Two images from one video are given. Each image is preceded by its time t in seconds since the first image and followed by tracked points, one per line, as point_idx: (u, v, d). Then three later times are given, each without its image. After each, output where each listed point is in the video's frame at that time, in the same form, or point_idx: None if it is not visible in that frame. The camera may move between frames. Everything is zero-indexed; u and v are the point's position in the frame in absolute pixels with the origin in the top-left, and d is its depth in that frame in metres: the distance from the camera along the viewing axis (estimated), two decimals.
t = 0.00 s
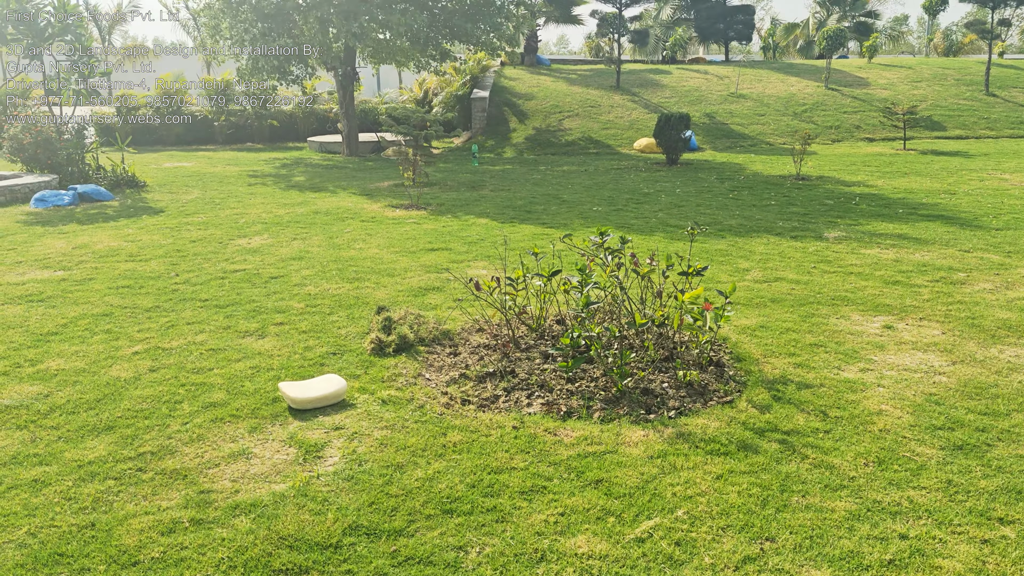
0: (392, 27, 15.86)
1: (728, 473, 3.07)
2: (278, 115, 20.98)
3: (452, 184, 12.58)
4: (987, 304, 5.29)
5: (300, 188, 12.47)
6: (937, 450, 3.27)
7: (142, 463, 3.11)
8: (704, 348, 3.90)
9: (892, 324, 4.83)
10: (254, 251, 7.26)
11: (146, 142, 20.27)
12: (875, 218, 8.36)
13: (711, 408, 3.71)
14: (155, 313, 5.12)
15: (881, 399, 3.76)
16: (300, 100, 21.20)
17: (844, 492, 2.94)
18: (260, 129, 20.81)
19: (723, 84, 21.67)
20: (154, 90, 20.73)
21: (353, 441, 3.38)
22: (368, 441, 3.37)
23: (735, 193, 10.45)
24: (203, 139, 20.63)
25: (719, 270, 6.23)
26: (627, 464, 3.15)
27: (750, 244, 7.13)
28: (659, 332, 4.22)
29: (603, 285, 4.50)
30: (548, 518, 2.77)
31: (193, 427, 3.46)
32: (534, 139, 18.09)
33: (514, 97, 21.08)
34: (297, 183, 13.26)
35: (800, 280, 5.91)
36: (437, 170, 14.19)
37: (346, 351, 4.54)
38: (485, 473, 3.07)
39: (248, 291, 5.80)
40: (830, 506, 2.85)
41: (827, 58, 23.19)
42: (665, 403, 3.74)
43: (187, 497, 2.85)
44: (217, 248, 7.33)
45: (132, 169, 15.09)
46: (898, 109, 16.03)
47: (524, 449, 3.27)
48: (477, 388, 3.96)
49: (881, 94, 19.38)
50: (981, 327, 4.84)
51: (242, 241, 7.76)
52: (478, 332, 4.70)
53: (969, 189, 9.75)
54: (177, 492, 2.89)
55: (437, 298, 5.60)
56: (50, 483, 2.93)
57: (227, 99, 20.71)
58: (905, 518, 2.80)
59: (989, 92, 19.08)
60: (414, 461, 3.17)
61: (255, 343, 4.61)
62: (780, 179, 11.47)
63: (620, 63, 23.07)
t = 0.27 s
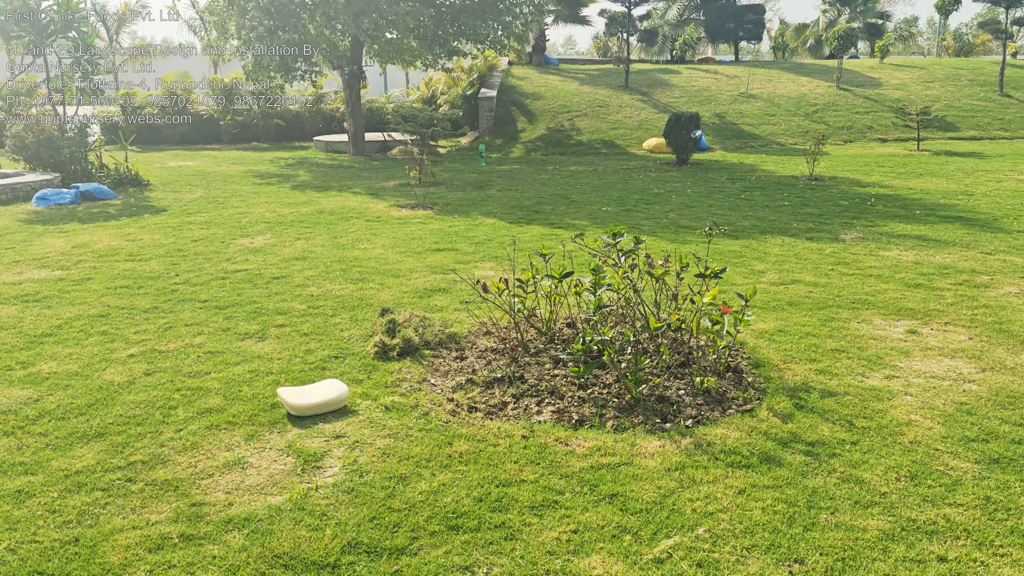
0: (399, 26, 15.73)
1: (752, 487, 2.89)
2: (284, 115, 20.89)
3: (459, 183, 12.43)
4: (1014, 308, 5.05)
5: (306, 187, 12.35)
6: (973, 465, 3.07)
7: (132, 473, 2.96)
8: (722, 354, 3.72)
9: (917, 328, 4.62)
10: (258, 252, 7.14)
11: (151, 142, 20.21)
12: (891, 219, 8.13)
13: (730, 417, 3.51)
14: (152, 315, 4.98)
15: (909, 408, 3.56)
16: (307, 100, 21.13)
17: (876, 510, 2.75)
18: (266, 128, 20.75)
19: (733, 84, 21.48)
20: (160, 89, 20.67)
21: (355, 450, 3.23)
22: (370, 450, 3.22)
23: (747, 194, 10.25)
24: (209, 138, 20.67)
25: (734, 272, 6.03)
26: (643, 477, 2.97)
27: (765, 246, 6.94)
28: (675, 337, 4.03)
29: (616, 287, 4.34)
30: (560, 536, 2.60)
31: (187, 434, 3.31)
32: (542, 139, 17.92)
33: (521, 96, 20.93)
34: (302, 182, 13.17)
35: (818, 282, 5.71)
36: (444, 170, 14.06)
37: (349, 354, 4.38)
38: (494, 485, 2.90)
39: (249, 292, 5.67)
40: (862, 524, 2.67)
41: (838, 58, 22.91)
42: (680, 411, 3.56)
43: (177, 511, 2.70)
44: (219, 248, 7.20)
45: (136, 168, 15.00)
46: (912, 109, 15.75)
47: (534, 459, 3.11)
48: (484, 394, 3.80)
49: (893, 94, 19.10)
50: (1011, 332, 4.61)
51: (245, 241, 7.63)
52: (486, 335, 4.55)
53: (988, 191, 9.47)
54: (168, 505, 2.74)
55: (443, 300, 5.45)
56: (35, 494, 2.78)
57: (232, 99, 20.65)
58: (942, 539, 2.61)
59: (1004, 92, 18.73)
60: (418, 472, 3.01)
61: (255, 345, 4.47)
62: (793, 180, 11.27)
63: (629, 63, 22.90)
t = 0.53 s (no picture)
0: (403, 25, 15.57)
1: (771, 513, 2.70)
2: (286, 114, 20.76)
3: (463, 184, 12.25)
4: None
5: (307, 188, 12.26)
6: (1008, 489, 2.84)
7: (111, 494, 2.83)
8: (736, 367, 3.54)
9: (939, 338, 4.37)
10: (256, 256, 7.05)
11: (154, 141, 20.12)
12: (904, 222, 7.90)
13: (746, 434, 3.32)
14: (143, 320, 4.88)
15: (935, 425, 3.33)
16: (310, 99, 21.01)
17: (905, 540, 2.55)
18: (269, 128, 20.64)
19: (740, 83, 21.28)
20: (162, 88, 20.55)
21: (349, 469, 3.08)
22: (365, 470, 3.07)
23: (756, 196, 10.06)
24: (212, 138, 20.62)
25: (745, 278, 5.81)
26: (654, 501, 2.80)
27: (775, 250, 6.75)
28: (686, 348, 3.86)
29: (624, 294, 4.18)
30: (565, 567, 2.43)
31: (173, 452, 3.18)
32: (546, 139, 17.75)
33: (526, 96, 20.77)
34: (304, 182, 13.09)
35: (833, 288, 5.50)
36: (447, 170, 13.92)
37: (345, 364, 4.28)
38: (495, 510, 2.74)
39: (244, 296, 5.57)
40: (890, 557, 2.47)
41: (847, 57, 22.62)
42: (693, 428, 3.38)
43: (156, 538, 2.57)
44: (216, 253, 7.08)
45: (136, 168, 14.89)
46: (922, 110, 15.47)
47: (538, 481, 2.94)
48: (487, 409, 3.66)
49: (903, 94, 18.84)
50: None
51: (242, 243, 7.56)
52: (490, 346, 4.42)
53: (1003, 193, 9.23)
54: (147, 530, 2.62)
55: (445, 307, 5.34)
56: (7, 518, 2.66)
57: (235, 98, 20.52)
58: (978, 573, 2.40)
59: (1016, 93, 18.37)
60: (415, 495, 2.84)
61: (247, 355, 4.38)
62: (803, 181, 11.07)
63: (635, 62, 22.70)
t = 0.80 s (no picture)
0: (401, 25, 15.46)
1: (787, 550, 2.54)
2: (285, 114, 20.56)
3: (463, 188, 12.05)
4: None
5: (305, 192, 12.22)
6: None
7: (89, 522, 2.88)
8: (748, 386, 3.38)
9: (955, 353, 4.18)
10: (252, 269, 7.01)
11: (151, 140, 20.00)
12: (913, 228, 7.75)
13: (758, 458, 3.16)
14: (131, 332, 5.11)
15: (956, 449, 3.14)
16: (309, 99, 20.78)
17: None
18: (267, 128, 20.49)
19: (743, 85, 21.17)
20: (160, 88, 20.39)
21: (340, 497, 3.00)
22: (358, 499, 2.97)
23: (760, 201, 9.94)
24: (209, 138, 20.50)
25: (751, 288, 5.66)
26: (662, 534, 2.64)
27: (781, 258, 6.62)
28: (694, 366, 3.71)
29: (629, 309, 4.05)
30: None
31: (157, 477, 3.21)
32: (547, 141, 17.62)
33: (527, 97, 20.64)
34: (302, 186, 13.10)
35: (842, 299, 5.34)
36: (447, 173, 13.84)
37: (339, 380, 4.27)
38: (494, 545, 2.61)
39: (236, 305, 5.77)
40: None
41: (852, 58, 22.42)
42: (703, 451, 3.22)
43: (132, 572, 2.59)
44: (212, 265, 7.16)
45: (131, 169, 14.78)
46: (927, 112, 15.28)
47: (539, 511, 2.81)
48: (487, 430, 3.55)
49: (907, 96, 18.68)
50: None
51: (238, 253, 7.75)
52: (491, 362, 4.32)
53: (1012, 198, 9.05)
54: (123, 562, 2.64)
55: (443, 319, 5.27)
56: None
57: (233, 98, 20.36)
58: None
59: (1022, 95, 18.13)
60: (411, 529, 2.73)
61: (236, 369, 4.52)
62: (807, 185, 10.94)
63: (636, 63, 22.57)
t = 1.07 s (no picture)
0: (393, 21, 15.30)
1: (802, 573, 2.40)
2: (275, 111, 20.32)
3: (456, 186, 11.94)
4: None
5: (296, 191, 12.07)
6: None
7: (60, 543, 2.75)
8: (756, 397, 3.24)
9: (965, 361, 4.06)
10: (240, 270, 6.85)
11: (138, 138, 19.75)
12: (913, 229, 7.66)
13: (768, 473, 3.03)
14: (112, 336, 5.03)
15: (973, 463, 3.01)
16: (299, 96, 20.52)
17: None
18: (256, 125, 20.25)
19: (737, 84, 21.14)
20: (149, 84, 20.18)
21: (329, 515, 2.87)
22: (348, 517, 2.84)
23: (757, 201, 9.86)
24: (198, 136, 20.24)
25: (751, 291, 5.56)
26: (669, 557, 2.51)
27: (782, 259, 6.51)
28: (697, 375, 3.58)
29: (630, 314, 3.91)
30: None
31: (134, 493, 3.09)
32: (541, 139, 17.49)
33: (521, 95, 20.50)
34: (293, 184, 12.95)
35: (846, 303, 5.22)
36: (440, 171, 13.70)
37: (329, 389, 4.10)
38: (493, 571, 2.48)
39: (221, 308, 5.67)
40: None
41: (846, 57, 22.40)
42: (710, 466, 3.08)
43: None
44: (198, 266, 7.04)
45: (118, 167, 14.55)
46: (923, 112, 15.25)
47: (540, 532, 2.68)
48: (484, 442, 3.42)
49: (902, 96, 18.66)
50: None
51: (226, 253, 7.60)
52: (487, 370, 4.19)
53: (1011, 199, 8.98)
54: None
55: (437, 323, 5.13)
56: None
57: (222, 95, 20.14)
58: None
59: (1016, 95, 18.12)
60: (404, 552, 2.60)
61: (222, 376, 4.39)
62: (804, 185, 10.86)
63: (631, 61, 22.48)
